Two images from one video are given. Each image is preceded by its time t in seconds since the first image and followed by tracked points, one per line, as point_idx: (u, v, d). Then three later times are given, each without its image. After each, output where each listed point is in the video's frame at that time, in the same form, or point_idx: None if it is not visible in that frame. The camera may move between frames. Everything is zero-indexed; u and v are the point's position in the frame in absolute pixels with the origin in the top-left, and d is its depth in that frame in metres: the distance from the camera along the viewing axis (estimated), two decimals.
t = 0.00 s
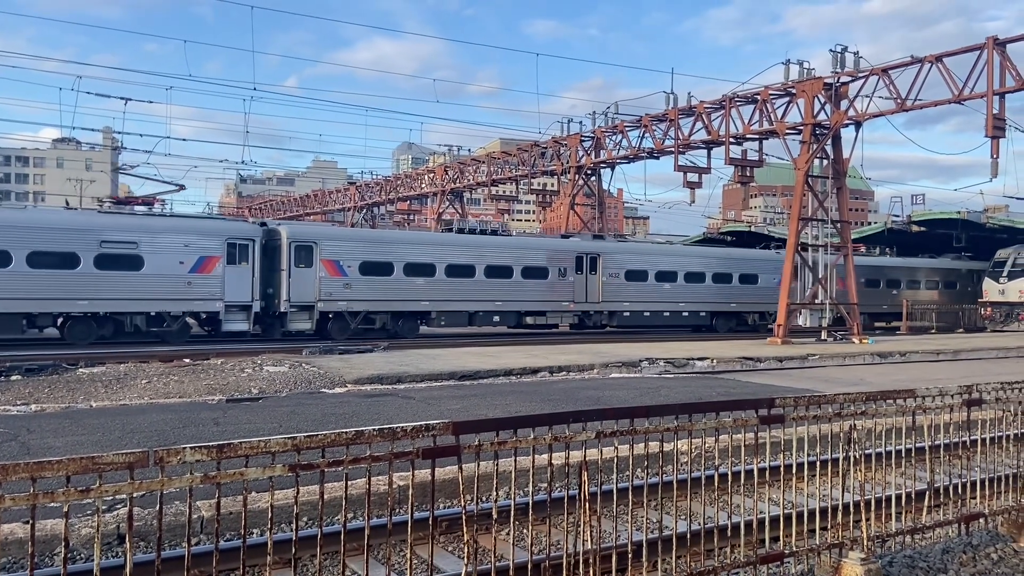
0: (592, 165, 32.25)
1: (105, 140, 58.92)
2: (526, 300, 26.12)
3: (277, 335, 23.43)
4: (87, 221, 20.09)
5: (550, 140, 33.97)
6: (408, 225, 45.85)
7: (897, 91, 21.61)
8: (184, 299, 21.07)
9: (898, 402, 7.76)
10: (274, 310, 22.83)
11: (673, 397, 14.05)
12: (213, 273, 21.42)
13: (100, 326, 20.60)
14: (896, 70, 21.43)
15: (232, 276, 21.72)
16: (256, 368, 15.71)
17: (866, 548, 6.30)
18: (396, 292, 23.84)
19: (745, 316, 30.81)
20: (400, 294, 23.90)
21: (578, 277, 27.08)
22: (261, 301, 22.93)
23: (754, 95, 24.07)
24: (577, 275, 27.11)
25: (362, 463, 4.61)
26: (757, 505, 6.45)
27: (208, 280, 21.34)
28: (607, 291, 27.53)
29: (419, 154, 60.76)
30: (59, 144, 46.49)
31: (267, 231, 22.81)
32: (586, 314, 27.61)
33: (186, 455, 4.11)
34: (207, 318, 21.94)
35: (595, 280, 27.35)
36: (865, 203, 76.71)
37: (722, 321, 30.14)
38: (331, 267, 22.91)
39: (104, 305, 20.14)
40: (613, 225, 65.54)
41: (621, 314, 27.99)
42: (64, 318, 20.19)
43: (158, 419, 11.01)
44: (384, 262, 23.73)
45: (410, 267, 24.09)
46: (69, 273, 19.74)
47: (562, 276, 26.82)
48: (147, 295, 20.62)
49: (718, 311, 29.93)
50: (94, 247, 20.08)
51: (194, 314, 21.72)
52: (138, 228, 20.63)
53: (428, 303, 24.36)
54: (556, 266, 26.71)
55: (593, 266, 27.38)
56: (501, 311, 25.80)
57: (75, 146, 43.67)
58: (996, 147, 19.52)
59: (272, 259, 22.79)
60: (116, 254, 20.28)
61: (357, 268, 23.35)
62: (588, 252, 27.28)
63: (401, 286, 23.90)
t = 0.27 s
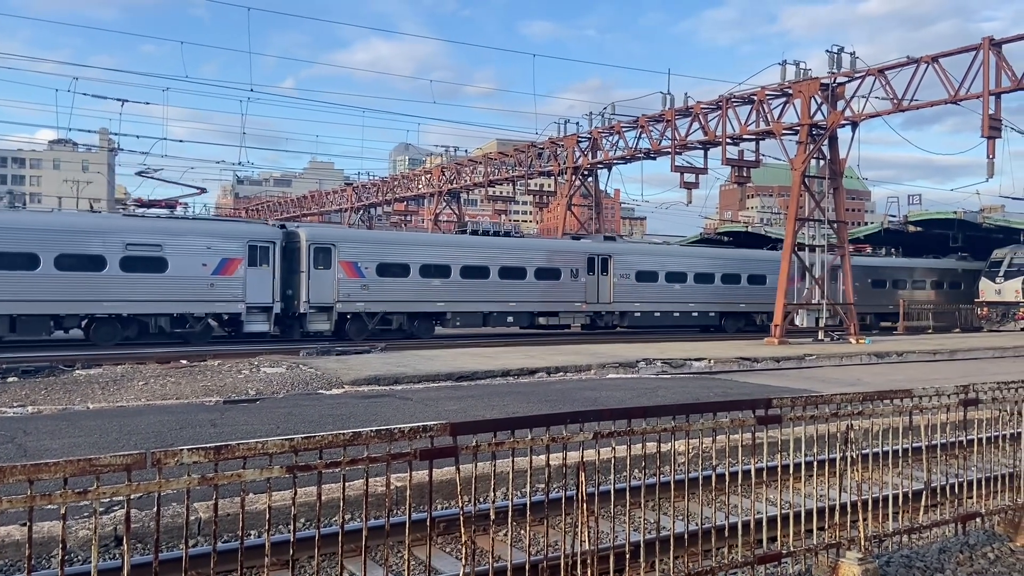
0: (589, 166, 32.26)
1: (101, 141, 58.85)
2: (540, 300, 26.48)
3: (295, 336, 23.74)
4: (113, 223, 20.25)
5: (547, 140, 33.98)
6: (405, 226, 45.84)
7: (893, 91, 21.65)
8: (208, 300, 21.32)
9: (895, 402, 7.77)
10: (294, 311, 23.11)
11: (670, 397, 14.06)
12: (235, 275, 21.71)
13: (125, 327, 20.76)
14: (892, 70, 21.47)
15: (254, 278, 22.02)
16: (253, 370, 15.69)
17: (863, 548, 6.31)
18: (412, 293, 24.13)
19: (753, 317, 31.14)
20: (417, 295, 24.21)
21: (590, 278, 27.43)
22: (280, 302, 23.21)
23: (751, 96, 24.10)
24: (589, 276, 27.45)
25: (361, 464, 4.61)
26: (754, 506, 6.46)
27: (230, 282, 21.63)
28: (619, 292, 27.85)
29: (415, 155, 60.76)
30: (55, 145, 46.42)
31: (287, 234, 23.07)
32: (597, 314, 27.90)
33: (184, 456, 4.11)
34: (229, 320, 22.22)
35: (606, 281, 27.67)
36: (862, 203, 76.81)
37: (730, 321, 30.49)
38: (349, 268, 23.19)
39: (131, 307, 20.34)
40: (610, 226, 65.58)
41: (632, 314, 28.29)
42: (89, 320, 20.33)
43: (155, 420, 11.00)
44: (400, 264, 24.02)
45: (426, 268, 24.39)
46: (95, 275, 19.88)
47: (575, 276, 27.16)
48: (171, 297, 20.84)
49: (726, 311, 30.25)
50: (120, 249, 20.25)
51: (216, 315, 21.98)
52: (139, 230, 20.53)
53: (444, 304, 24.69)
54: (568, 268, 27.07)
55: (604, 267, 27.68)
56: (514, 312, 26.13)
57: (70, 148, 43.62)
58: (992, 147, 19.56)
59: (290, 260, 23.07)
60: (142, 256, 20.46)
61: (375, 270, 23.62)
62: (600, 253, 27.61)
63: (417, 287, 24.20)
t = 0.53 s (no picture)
0: (585, 166, 32.28)
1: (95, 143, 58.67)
2: (551, 300, 26.79)
3: (313, 336, 23.87)
4: (135, 225, 20.39)
5: (542, 141, 33.99)
6: (401, 226, 45.82)
7: (888, 91, 21.71)
8: (228, 302, 21.50)
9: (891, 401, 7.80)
10: (311, 312, 23.28)
11: (666, 397, 14.08)
12: (255, 277, 21.88)
13: (147, 328, 20.90)
14: (887, 70, 21.53)
15: (273, 279, 22.16)
16: (249, 371, 15.66)
17: (858, 547, 6.33)
18: (426, 293, 24.40)
19: (760, 316, 31.48)
20: (431, 296, 24.49)
21: (600, 278, 27.73)
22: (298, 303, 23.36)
23: (746, 96, 24.15)
24: (599, 276, 27.75)
25: (357, 465, 4.60)
26: (750, 505, 6.48)
27: (250, 283, 21.79)
28: (628, 292, 28.15)
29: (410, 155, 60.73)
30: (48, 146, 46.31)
31: (304, 235, 23.23)
32: (608, 314, 28.19)
33: (180, 458, 4.10)
34: (248, 321, 22.35)
35: (616, 281, 27.97)
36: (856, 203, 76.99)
37: (737, 321, 30.87)
38: (365, 270, 23.40)
39: (155, 309, 20.53)
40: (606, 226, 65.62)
41: (642, 314, 28.59)
42: (111, 321, 20.46)
43: (150, 422, 10.97)
44: (415, 265, 24.29)
45: (440, 269, 24.68)
46: (118, 277, 20.03)
47: (585, 277, 27.46)
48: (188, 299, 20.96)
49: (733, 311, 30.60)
50: (142, 251, 20.40)
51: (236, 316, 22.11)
52: (134, 231, 20.29)
53: (458, 305, 24.97)
54: (579, 268, 27.40)
55: (613, 267, 27.98)
56: (526, 312, 26.44)
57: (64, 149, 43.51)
58: (986, 146, 19.63)
59: (306, 261, 23.25)
60: (163, 258, 20.63)
61: (390, 271, 23.86)
62: (610, 254, 27.91)
63: (430, 288, 24.48)
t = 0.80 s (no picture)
0: (579, 165, 32.27)
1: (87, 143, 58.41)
2: (561, 299, 26.97)
3: (327, 336, 24.02)
4: (156, 227, 20.52)
5: (536, 140, 33.98)
6: (395, 226, 45.75)
7: (880, 90, 21.76)
8: (246, 302, 21.63)
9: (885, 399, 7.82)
10: (325, 311, 23.43)
11: (661, 396, 14.09)
12: (271, 277, 22.01)
13: (167, 328, 21.08)
14: (879, 69, 21.58)
15: (289, 279, 22.31)
16: (243, 371, 15.61)
17: (851, 544, 6.36)
18: (439, 293, 24.58)
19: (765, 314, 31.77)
20: (444, 295, 24.68)
21: (609, 278, 27.86)
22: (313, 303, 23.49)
23: (739, 94, 24.18)
24: (608, 276, 27.89)
25: (350, 465, 4.59)
26: (744, 503, 6.50)
27: (267, 283, 21.92)
28: (637, 291, 28.32)
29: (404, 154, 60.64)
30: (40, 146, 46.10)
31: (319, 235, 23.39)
32: (616, 313, 28.37)
33: (172, 459, 4.09)
34: (265, 321, 22.45)
35: (624, 280, 28.12)
36: (849, 201, 77.17)
37: (743, 319, 31.14)
38: (379, 270, 23.58)
39: (175, 309, 20.64)
40: (599, 225, 65.67)
41: (649, 313, 28.80)
42: (132, 321, 20.60)
43: (143, 423, 10.92)
44: (428, 265, 24.47)
45: (452, 269, 24.86)
46: (139, 278, 20.15)
47: (594, 276, 27.60)
48: (195, 298, 20.90)
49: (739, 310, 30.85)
50: (162, 252, 20.53)
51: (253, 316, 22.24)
52: (128, 232, 20.04)
53: (470, 304, 25.15)
54: (588, 268, 27.53)
55: (622, 266, 28.18)
56: (537, 311, 26.62)
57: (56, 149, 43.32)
58: (979, 145, 19.69)
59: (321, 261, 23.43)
60: (183, 259, 20.76)
61: (403, 270, 24.03)
62: (618, 254, 28.03)
63: (442, 287, 24.65)
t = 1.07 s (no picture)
0: (571, 165, 32.30)
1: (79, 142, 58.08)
2: (569, 298, 27.39)
3: (340, 335, 24.38)
4: (173, 228, 20.79)
5: (528, 139, 34.00)
6: (387, 225, 45.69)
7: (869, 90, 21.86)
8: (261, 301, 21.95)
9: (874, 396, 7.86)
10: (338, 311, 23.78)
11: (652, 394, 14.14)
12: (285, 278, 22.35)
13: (183, 328, 21.39)
14: (869, 68, 21.67)
15: (303, 279, 22.67)
16: (234, 371, 15.58)
17: (841, 542, 6.41)
18: (449, 292, 24.94)
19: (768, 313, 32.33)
20: (454, 295, 25.06)
21: (614, 276, 28.33)
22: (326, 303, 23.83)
23: (730, 94, 24.25)
24: (614, 275, 28.36)
25: (340, 465, 4.59)
26: (735, 501, 6.52)
27: (281, 283, 22.24)
28: (641, 290, 28.82)
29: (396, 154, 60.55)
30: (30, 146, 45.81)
31: (331, 236, 23.79)
32: (621, 312, 28.85)
33: (161, 460, 4.09)
34: (279, 320, 22.78)
35: (629, 279, 28.61)
36: (840, 199, 77.49)
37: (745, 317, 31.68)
38: (390, 269, 23.95)
39: (191, 309, 20.93)
40: (592, 224, 65.73)
41: (654, 312, 29.30)
42: (149, 321, 20.89)
43: (133, 424, 10.89)
44: (438, 265, 24.84)
45: (461, 269, 25.24)
46: (157, 278, 20.44)
47: (600, 275, 28.06)
48: (199, 299, 21.00)
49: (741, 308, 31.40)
50: (179, 253, 20.82)
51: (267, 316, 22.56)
52: (119, 232, 19.95)
53: (478, 303, 25.53)
54: (594, 267, 27.96)
55: (627, 266, 28.63)
56: (544, 310, 27.02)
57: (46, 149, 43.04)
58: (967, 144, 19.80)
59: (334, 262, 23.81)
60: (200, 259, 21.06)
61: (414, 270, 24.39)
62: (623, 253, 28.50)
63: (452, 286, 25.00)
